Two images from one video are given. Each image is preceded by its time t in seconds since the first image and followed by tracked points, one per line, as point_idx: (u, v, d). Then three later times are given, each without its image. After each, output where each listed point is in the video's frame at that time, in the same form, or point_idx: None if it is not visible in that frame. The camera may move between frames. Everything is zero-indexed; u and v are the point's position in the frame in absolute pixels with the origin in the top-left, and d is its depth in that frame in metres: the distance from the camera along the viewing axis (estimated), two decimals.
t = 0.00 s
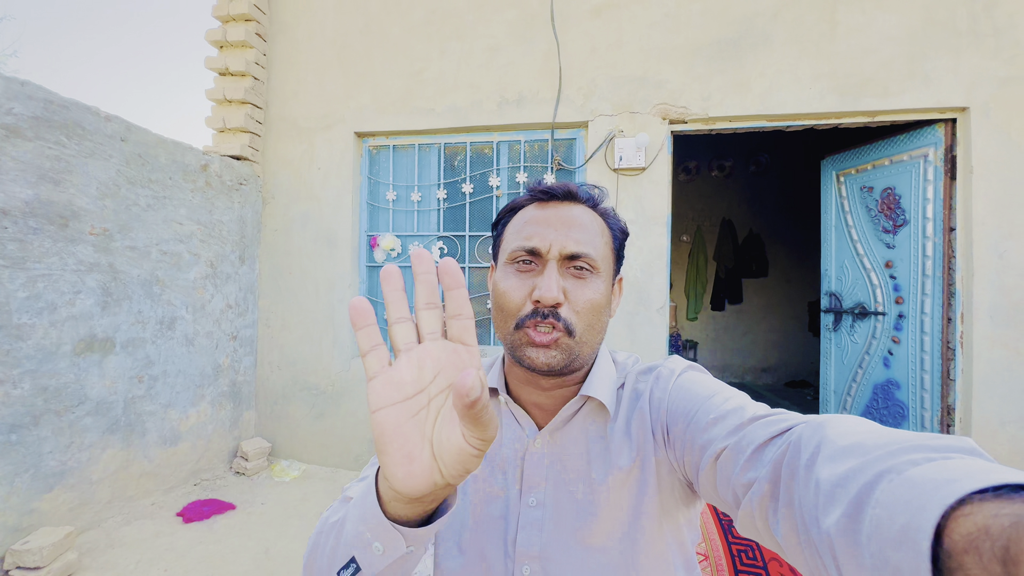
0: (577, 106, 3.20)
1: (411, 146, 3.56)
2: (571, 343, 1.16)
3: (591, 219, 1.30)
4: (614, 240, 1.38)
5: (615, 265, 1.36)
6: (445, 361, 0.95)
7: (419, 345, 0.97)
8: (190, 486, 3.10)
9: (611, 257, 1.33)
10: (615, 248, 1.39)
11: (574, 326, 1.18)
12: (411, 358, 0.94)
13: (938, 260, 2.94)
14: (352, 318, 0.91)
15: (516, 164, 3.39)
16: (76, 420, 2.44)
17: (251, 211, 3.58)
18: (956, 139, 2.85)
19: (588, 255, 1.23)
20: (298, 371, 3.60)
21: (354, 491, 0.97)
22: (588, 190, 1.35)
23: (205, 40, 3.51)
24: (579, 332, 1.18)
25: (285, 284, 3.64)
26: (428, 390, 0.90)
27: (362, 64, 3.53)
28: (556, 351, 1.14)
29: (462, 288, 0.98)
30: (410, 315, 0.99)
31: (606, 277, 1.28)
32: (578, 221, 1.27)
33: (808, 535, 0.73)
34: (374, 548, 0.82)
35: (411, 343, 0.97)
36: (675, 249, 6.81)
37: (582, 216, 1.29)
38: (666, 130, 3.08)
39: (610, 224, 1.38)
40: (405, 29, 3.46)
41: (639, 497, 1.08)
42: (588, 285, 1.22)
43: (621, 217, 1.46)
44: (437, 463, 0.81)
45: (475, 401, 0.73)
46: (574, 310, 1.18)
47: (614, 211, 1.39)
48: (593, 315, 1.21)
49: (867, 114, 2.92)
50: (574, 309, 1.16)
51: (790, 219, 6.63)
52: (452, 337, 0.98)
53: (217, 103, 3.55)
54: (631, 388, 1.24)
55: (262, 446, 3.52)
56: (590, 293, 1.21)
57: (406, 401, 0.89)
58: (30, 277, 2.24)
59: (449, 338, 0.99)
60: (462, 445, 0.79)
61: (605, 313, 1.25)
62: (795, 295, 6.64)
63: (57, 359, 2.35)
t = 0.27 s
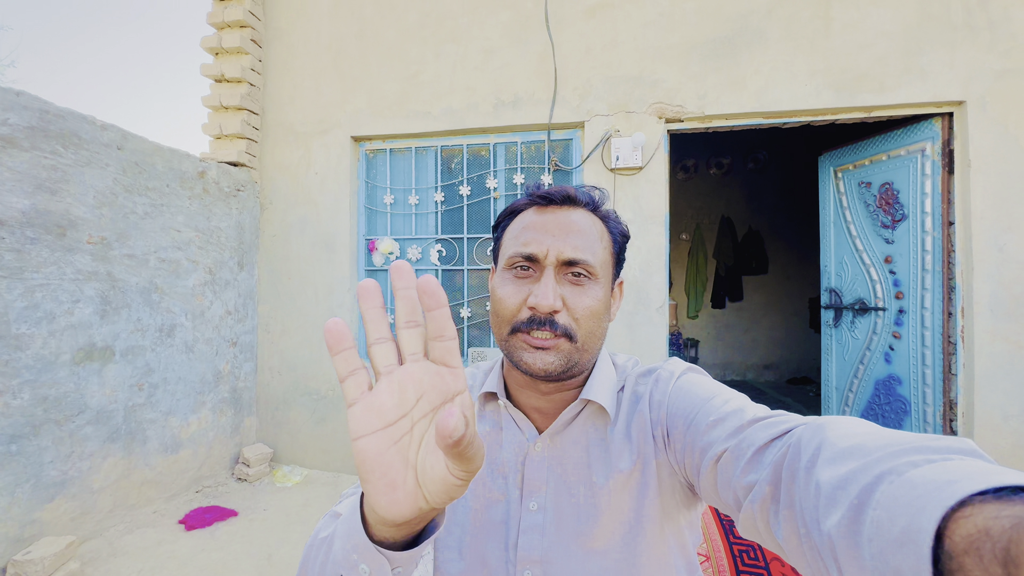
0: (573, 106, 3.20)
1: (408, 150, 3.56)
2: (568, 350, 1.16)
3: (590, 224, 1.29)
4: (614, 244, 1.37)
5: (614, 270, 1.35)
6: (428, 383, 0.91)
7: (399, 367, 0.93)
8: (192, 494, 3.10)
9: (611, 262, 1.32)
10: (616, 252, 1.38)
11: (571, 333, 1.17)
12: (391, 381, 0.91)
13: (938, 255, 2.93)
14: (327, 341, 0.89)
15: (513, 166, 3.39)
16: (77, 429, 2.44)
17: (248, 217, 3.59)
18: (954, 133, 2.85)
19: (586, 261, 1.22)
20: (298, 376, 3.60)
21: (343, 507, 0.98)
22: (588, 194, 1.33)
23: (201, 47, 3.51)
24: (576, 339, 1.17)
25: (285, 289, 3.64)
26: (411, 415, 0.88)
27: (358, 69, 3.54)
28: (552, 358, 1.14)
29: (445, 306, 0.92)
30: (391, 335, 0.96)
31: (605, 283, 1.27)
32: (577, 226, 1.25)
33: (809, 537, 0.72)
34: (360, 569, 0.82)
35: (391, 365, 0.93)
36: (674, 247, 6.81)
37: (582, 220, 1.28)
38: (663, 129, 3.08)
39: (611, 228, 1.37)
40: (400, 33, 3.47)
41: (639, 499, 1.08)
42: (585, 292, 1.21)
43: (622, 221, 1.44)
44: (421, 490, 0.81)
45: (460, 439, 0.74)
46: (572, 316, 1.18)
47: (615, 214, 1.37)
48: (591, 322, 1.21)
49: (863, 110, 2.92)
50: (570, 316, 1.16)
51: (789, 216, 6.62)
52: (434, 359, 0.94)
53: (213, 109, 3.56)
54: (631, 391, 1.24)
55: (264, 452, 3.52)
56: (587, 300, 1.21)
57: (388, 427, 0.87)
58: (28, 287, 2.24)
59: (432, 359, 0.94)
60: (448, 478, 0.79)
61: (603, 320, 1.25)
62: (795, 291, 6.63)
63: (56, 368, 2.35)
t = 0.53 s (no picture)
0: (571, 106, 3.20)
1: (407, 152, 3.57)
2: (567, 358, 1.16)
3: (592, 230, 1.29)
4: (617, 249, 1.36)
5: (617, 276, 1.35)
6: (425, 413, 0.92)
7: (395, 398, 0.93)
8: (198, 499, 3.11)
9: (612, 268, 1.31)
10: (619, 258, 1.37)
11: (570, 340, 1.17)
12: (387, 412, 0.90)
13: (940, 250, 2.92)
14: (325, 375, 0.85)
15: (513, 167, 3.39)
16: (82, 436, 2.46)
17: (250, 222, 3.60)
18: (954, 127, 2.83)
19: (587, 268, 1.22)
20: (302, 380, 3.61)
21: (340, 520, 0.99)
22: (591, 199, 1.33)
23: (200, 54, 3.53)
24: (575, 347, 1.17)
25: (287, 294, 3.65)
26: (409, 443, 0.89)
27: (356, 73, 3.54)
28: (552, 366, 1.14)
29: (444, 339, 0.92)
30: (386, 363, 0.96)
31: (606, 290, 1.27)
32: (579, 233, 1.25)
33: (808, 537, 0.72)
34: None
35: (387, 395, 0.93)
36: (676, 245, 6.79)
37: (584, 227, 1.28)
38: (662, 128, 3.07)
39: (613, 234, 1.36)
40: (398, 36, 3.47)
41: (638, 502, 1.08)
42: (586, 299, 1.21)
43: (625, 226, 1.43)
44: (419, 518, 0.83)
45: (464, 480, 0.75)
46: (571, 324, 1.18)
47: (618, 220, 1.37)
48: (592, 330, 1.20)
49: (864, 105, 2.90)
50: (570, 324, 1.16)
51: (791, 212, 6.59)
52: (433, 390, 0.95)
53: (213, 116, 3.57)
54: (630, 394, 1.23)
55: (268, 457, 3.53)
56: (587, 307, 1.21)
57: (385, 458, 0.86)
58: (32, 296, 2.26)
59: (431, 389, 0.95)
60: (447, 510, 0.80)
61: (605, 327, 1.24)
62: (798, 288, 6.60)
63: (61, 376, 2.37)
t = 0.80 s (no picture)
0: (571, 103, 3.18)
1: (408, 151, 3.56)
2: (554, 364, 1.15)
3: (583, 227, 1.26)
4: (614, 243, 1.33)
5: (614, 272, 1.31)
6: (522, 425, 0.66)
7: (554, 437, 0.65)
8: (204, 500, 3.12)
9: (608, 265, 1.28)
10: (617, 252, 1.34)
11: (560, 344, 1.16)
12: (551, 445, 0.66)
13: (945, 242, 2.90)
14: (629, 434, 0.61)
15: (514, 165, 3.38)
16: (88, 439, 2.46)
17: (252, 223, 3.60)
18: (958, 117, 2.81)
19: (574, 270, 1.19)
20: (306, 380, 3.61)
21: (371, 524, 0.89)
22: (582, 193, 1.30)
23: (200, 56, 3.53)
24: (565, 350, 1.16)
25: (290, 294, 3.65)
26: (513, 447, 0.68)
27: (356, 72, 3.54)
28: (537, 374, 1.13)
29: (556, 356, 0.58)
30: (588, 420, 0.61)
31: (600, 290, 1.23)
32: (566, 232, 1.23)
33: (821, 529, 0.71)
34: (434, 562, 0.83)
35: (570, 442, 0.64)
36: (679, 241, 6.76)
37: (574, 225, 1.25)
38: (663, 123, 3.06)
39: (609, 228, 1.33)
40: (396, 35, 3.46)
41: (649, 496, 1.07)
42: (573, 302, 1.18)
43: (625, 217, 1.41)
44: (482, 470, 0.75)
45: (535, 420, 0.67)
46: (560, 327, 1.16)
47: (616, 213, 1.35)
48: (582, 333, 1.18)
49: (867, 97, 2.88)
50: (556, 328, 1.14)
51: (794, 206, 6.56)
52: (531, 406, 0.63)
53: (214, 117, 3.57)
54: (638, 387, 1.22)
55: (274, 457, 3.54)
56: (575, 310, 1.18)
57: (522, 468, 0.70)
58: (36, 299, 2.26)
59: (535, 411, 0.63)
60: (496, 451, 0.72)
61: (597, 329, 1.21)
62: (802, 282, 6.58)
63: (65, 379, 2.38)
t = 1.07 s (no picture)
0: (571, 99, 3.18)
1: (408, 150, 3.57)
2: (569, 351, 1.15)
3: (583, 215, 1.27)
4: (612, 230, 1.34)
5: (614, 259, 1.32)
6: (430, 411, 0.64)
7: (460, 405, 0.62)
8: (210, 499, 3.14)
9: (608, 251, 1.29)
10: (615, 239, 1.36)
11: (571, 332, 1.17)
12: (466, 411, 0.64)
13: (948, 234, 2.88)
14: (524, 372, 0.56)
15: (514, 162, 3.38)
16: (94, 439, 2.48)
17: (254, 224, 3.61)
18: (961, 109, 2.78)
19: (579, 257, 1.20)
20: (309, 379, 3.62)
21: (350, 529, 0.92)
22: (577, 181, 1.31)
23: (200, 57, 3.53)
24: (576, 338, 1.16)
25: (292, 294, 3.67)
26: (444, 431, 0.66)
27: (356, 72, 3.54)
28: (553, 361, 1.13)
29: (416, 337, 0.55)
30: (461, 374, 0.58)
31: (603, 277, 1.24)
32: (568, 221, 1.23)
33: (829, 512, 0.71)
34: (421, 550, 0.84)
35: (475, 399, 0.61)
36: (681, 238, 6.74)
37: (573, 213, 1.26)
38: (663, 118, 3.05)
39: (607, 214, 1.34)
40: (396, 33, 3.46)
41: (653, 487, 1.07)
42: (581, 289, 1.19)
43: (620, 205, 1.42)
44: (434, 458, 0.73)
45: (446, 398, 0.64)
46: (570, 315, 1.17)
47: (612, 200, 1.35)
48: (592, 319, 1.19)
49: (868, 89, 2.86)
50: (567, 315, 1.14)
51: (796, 202, 6.54)
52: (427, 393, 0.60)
53: (215, 118, 3.59)
54: (641, 377, 1.22)
55: (278, 456, 3.55)
56: (585, 296, 1.18)
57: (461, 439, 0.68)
58: (40, 301, 2.28)
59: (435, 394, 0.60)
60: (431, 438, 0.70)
61: (605, 314, 1.22)
62: (804, 278, 6.56)
63: (71, 380, 2.39)
